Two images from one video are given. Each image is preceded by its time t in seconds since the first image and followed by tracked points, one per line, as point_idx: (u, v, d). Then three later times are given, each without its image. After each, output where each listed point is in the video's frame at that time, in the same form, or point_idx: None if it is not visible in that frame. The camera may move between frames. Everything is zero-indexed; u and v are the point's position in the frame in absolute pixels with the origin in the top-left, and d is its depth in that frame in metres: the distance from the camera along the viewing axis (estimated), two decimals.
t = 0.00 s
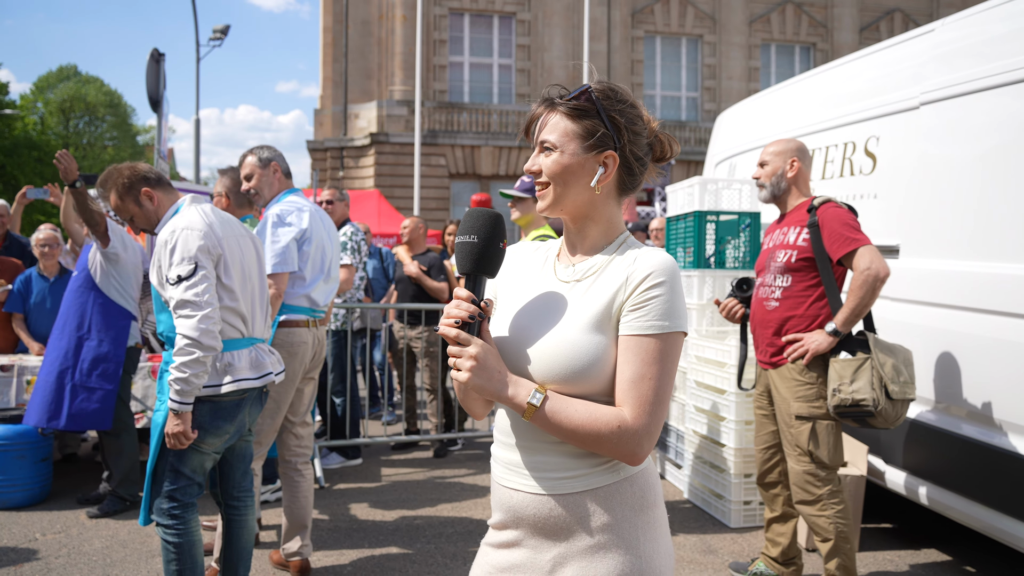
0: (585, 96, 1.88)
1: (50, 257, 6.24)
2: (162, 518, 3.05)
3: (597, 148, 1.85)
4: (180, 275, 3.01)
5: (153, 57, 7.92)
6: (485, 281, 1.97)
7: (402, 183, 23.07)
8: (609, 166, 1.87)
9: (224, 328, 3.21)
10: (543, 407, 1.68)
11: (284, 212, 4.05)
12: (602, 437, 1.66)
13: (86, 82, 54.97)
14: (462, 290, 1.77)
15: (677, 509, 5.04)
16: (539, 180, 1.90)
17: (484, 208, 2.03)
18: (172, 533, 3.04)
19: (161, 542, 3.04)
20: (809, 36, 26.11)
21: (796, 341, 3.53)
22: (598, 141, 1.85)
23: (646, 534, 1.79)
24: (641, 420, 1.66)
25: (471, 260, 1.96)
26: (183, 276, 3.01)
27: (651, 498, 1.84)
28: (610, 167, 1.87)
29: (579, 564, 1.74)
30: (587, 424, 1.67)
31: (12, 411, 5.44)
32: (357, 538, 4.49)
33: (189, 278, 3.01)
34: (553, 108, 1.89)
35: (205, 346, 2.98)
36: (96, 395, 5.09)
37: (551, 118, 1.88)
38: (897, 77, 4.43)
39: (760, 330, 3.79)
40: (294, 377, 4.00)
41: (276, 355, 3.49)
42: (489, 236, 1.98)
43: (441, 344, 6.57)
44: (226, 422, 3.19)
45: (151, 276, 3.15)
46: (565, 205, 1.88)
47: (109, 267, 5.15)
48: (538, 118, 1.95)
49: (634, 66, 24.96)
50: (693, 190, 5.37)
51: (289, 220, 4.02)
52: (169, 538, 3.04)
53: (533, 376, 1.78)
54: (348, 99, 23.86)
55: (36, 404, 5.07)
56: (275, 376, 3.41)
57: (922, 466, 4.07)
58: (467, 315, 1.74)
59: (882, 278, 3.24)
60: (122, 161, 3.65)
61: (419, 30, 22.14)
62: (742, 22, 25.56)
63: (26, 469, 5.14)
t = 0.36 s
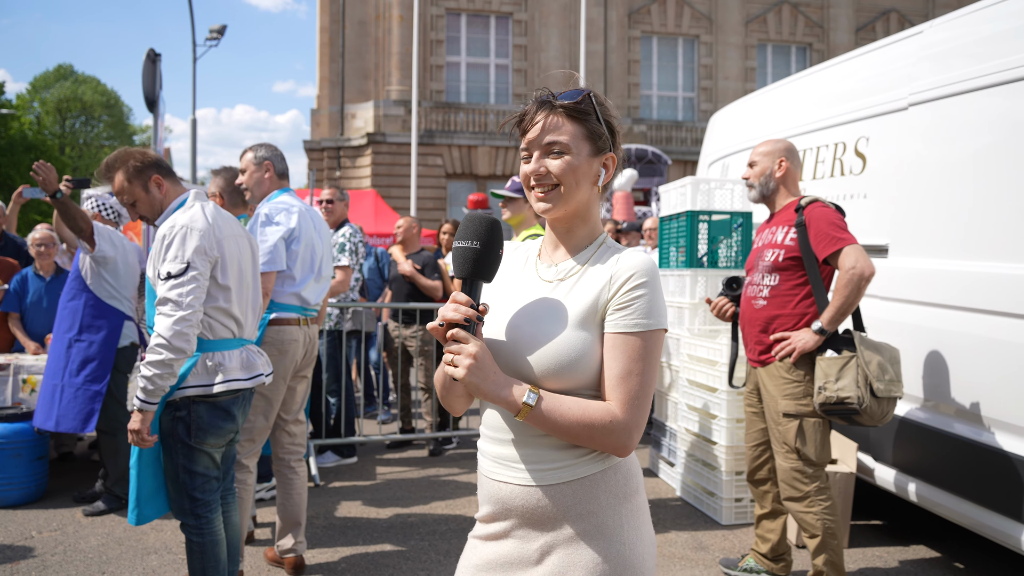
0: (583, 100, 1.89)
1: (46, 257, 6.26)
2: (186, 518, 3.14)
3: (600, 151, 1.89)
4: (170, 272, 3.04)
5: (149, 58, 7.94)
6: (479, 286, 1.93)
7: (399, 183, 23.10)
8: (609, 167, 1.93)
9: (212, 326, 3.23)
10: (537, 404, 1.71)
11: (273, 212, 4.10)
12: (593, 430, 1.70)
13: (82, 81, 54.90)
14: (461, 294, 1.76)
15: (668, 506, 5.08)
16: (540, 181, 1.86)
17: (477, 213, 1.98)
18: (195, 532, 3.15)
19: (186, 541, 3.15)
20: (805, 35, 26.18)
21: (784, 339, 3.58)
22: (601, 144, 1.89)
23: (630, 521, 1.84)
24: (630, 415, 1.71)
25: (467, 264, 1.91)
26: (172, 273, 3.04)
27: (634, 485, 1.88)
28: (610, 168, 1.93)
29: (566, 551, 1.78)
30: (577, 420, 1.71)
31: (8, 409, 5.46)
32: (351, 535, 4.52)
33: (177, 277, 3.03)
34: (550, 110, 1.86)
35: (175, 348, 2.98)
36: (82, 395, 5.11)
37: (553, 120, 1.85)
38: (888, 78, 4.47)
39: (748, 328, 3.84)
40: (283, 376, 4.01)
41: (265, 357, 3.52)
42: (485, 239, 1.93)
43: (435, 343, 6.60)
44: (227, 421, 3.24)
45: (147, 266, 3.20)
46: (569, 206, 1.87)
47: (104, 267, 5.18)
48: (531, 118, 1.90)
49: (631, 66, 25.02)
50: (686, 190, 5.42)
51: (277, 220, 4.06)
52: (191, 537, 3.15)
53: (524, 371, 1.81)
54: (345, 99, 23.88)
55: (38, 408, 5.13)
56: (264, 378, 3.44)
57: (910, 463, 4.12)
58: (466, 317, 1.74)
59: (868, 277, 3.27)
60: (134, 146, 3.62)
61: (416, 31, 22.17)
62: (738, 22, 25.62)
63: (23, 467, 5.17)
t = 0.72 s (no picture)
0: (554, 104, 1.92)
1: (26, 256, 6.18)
2: (167, 523, 3.11)
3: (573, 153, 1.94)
4: (162, 277, 3.03)
5: (131, 56, 7.87)
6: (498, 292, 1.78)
7: (383, 183, 23.04)
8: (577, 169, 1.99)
9: (197, 332, 3.22)
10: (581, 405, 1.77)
11: (258, 210, 4.11)
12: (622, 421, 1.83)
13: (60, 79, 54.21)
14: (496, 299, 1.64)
15: (650, 504, 5.12)
16: (528, 184, 1.85)
17: (482, 220, 1.83)
18: (175, 535, 3.11)
19: (166, 545, 3.11)
20: (787, 37, 26.39)
21: (763, 339, 3.63)
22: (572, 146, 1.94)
23: (618, 507, 1.91)
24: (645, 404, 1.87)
25: (485, 270, 1.76)
26: (163, 278, 3.03)
27: (619, 474, 1.95)
28: (577, 170, 1.99)
29: (570, 541, 1.82)
30: (616, 414, 1.82)
31: None
32: (334, 534, 4.52)
33: (168, 283, 3.02)
34: (530, 113, 1.86)
35: (158, 356, 2.98)
36: (64, 396, 5.05)
37: (537, 123, 1.85)
38: (867, 81, 4.54)
39: (728, 328, 3.89)
40: (263, 376, 3.97)
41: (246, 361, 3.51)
42: (503, 240, 1.78)
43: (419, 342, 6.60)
44: (206, 425, 3.25)
45: (135, 265, 3.16)
46: (553, 206, 1.88)
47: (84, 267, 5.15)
48: (508, 123, 1.88)
49: (614, 66, 25.11)
50: (668, 190, 5.49)
51: (261, 218, 4.07)
52: (172, 542, 3.11)
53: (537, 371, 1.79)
54: (328, 98, 23.78)
55: (22, 410, 5.06)
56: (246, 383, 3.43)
57: (888, 459, 4.19)
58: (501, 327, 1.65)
59: (844, 277, 3.33)
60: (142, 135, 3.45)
61: (400, 30, 22.12)
62: (721, 23, 25.78)
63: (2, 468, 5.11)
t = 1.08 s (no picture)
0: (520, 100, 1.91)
1: None
2: (148, 522, 3.06)
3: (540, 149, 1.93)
4: (150, 271, 2.97)
5: (101, 52, 7.72)
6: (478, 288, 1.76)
7: (358, 182, 22.88)
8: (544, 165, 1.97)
9: (184, 331, 3.17)
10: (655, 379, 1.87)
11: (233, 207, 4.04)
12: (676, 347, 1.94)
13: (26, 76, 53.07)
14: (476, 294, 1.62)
15: (627, 502, 5.13)
16: (496, 180, 1.83)
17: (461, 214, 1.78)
18: (156, 535, 3.06)
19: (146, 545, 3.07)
20: (761, 38, 26.66)
21: (737, 338, 3.64)
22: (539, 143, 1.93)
23: (596, 503, 1.91)
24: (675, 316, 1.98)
25: (463, 265, 1.73)
26: (153, 272, 2.97)
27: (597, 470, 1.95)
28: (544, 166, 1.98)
29: (548, 539, 1.80)
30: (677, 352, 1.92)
31: None
32: (311, 536, 4.47)
33: (158, 276, 2.97)
34: (497, 109, 1.84)
35: (159, 352, 2.95)
36: (31, 399, 4.94)
37: (504, 121, 1.83)
38: (840, 82, 4.59)
39: (703, 328, 3.90)
40: (241, 375, 3.90)
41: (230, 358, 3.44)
42: (479, 234, 1.75)
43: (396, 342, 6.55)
44: (189, 422, 3.18)
45: (118, 260, 3.09)
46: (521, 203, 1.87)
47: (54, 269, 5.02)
48: (475, 119, 1.86)
49: (590, 66, 25.20)
50: (644, 190, 5.53)
51: (233, 215, 4.00)
52: (152, 541, 3.06)
53: (518, 369, 1.77)
54: (302, 97, 23.58)
55: None
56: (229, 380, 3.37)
57: (861, 456, 4.25)
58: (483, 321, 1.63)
59: (817, 275, 3.36)
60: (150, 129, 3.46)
61: (375, 29, 21.99)
62: (695, 24, 25.98)
63: None
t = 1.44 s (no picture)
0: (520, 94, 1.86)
1: None
2: (146, 519, 3.04)
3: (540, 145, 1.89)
4: (143, 267, 2.93)
5: (93, 49, 7.65)
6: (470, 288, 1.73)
7: (351, 181, 22.81)
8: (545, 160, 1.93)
9: (179, 327, 3.12)
10: (630, 369, 1.87)
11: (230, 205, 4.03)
12: (684, 351, 1.85)
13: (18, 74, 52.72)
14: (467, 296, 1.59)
15: (625, 502, 5.11)
16: (495, 179, 1.79)
17: (454, 214, 1.75)
18: (154, 532, 3.04)
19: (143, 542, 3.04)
20: (755, 38, 26.70)
21: (735, 337, 3.62)
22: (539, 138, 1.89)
23: (597, 507, 1.87)
24: (695, 311, 1.86)
25: (456, 265, 1.70)
26: (146, 267, 2.93)
27: (598, 472, 1.91)
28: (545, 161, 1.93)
29: (546, 540, 1.77)
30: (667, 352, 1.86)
31: None
32: (307, 536, 4.43)
33: (151, 271, 2.93)
34: (495, 105, 1.80)
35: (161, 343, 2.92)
36: None
37: (502, 118, 1.79)
38: (836, 81, 4.58)
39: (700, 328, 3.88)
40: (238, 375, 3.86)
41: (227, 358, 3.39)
42: (474, 235, 1.72)
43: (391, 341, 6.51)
44: (186, 419, 3.13)
45: (114, 258, 3.06)
46: (521, 201, 1.83)
47: (27, 266, 4.95)
48: (472, 116, 1.82)
49: (584, 65, 25.19)
50: (642, 188, 5.56)
51: (229, 213, 3.98)
52: (149, 538, 3.04)
53: (513, 366, 1.74)
54: (296, 96, 23.50)
55: None
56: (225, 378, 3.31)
57: (860, 455, 4.23)
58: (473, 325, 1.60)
59: (815, 273, 3.34)
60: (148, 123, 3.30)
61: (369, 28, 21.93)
62: (689, 24, 26.00)
63: None
